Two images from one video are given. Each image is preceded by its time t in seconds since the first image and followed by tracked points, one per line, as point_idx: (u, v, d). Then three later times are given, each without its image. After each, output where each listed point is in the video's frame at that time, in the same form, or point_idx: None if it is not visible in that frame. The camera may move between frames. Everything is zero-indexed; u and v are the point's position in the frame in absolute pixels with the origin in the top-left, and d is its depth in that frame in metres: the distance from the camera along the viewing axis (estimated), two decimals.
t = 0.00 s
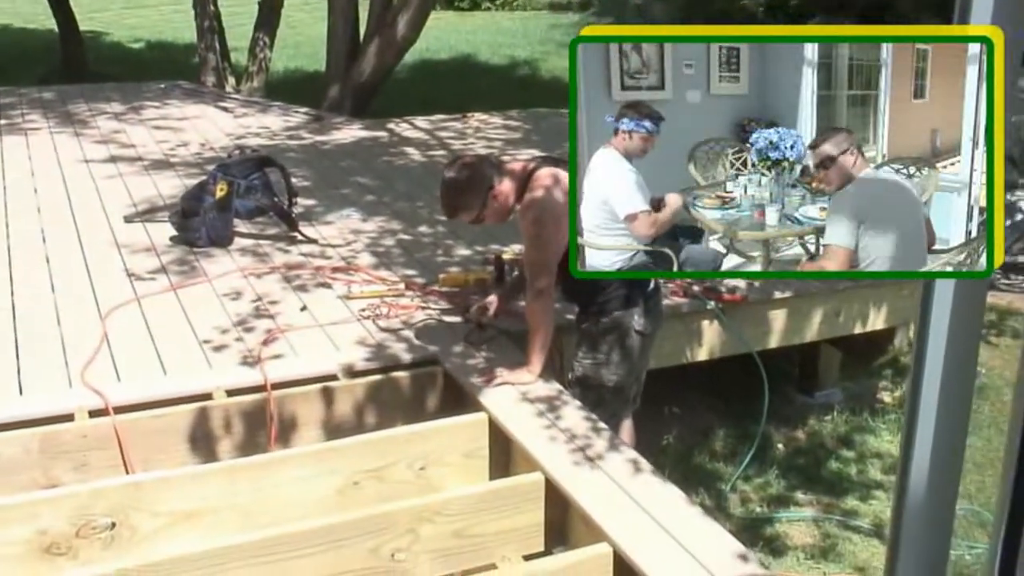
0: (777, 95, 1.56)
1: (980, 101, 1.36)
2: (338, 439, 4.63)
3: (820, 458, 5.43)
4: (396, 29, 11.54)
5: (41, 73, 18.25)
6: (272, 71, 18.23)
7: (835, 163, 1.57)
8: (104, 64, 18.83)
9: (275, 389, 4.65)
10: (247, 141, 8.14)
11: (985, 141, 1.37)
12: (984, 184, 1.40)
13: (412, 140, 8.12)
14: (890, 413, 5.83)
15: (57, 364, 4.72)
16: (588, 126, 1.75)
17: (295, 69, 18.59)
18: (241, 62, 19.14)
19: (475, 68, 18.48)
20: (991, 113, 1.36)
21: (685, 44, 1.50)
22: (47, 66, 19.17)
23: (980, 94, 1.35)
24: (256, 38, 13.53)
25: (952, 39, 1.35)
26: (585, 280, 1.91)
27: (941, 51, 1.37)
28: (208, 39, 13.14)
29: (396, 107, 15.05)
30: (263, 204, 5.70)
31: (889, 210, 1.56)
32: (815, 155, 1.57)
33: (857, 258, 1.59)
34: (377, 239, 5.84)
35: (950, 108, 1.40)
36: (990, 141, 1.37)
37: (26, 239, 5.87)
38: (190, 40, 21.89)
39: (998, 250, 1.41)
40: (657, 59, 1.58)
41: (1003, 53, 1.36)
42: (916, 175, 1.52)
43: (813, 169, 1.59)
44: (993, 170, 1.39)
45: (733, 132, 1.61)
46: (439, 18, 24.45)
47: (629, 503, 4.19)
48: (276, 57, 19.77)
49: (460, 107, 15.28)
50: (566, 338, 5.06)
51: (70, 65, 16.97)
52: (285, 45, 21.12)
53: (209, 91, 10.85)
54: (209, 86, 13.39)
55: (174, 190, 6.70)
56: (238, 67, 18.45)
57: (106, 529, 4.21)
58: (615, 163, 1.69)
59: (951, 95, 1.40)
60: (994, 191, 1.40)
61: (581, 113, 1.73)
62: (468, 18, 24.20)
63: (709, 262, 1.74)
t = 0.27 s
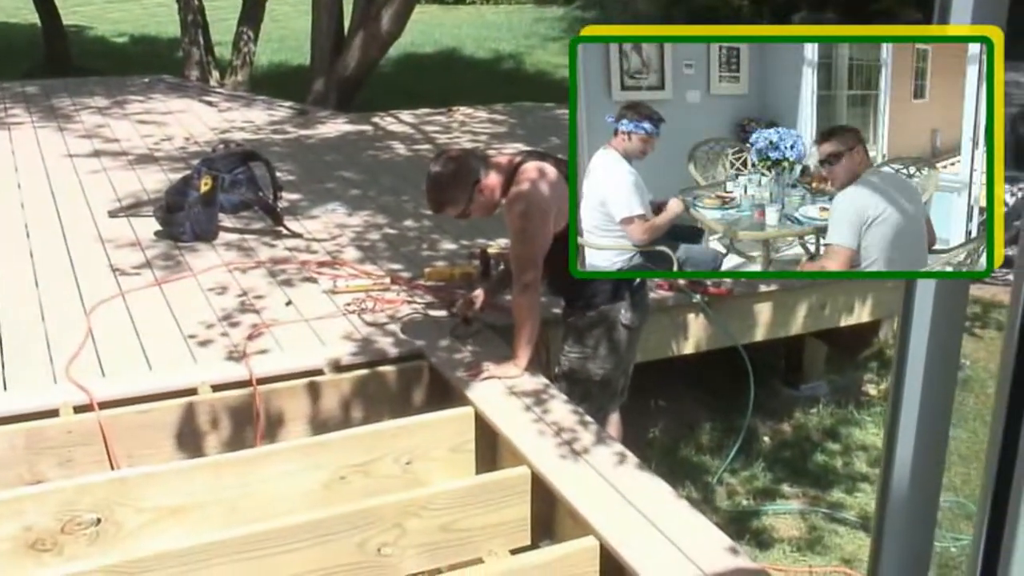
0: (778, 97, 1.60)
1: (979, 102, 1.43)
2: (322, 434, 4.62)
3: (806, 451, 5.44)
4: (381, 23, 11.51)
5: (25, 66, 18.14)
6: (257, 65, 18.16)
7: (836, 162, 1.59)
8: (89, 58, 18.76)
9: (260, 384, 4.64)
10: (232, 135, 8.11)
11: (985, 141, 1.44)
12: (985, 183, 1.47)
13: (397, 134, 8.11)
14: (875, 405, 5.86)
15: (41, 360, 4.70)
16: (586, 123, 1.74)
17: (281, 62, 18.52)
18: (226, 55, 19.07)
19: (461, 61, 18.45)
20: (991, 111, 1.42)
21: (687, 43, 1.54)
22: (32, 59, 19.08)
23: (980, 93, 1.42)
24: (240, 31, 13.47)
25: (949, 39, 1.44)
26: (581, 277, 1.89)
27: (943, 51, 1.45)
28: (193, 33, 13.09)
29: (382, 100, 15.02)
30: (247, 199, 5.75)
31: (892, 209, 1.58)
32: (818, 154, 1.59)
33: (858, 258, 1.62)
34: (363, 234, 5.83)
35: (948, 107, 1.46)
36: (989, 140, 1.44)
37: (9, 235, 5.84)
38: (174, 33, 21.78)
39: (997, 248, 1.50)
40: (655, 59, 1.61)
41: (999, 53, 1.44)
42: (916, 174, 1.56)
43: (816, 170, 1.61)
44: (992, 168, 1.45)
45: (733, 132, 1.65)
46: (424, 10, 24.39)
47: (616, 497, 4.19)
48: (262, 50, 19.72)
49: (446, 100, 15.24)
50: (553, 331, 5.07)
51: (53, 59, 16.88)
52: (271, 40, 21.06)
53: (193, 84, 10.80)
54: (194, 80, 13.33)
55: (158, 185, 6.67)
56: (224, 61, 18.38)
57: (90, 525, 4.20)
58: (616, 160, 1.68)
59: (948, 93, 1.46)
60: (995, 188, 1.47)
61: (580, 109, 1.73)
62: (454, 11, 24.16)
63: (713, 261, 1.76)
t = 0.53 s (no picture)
0: (777, 91, 1.44)
1: (979, 102, 1.29)
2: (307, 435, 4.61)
3: (790, 449, 5.46)
4: (364, 24, 11.52)
5: (7, 66, 18.12)
6: (240, 65, 18.15)
7: (840, 161, 1.42)
8: (69, 57, 18.74)
9: (243, 384, 4.63)
10: (214, 135, 8.10)
11: (985, 141, 1.30)
12: (985, 182, 1.33)
13: (380, 134, 8.11)
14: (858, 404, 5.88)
15: (24, 362, 4.67)
16: (586, 124, 1.60)
17: (263, 62, 18.53)
18: (208, 55, 19.06)
19: (443, 60, 18.47)
20: (991, 110, 1.29)
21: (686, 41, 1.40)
22: (13, 60, 19.05)
23: (980, 95, 1.28)
24: (223, 32, 13.46)
25: (947, 39, 1.30)
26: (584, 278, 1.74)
27: (940, 53, 1.30)
28: (175, 34, 13.09)
29: (363, 99, 15.03)
30: (231, 200, 5.69)
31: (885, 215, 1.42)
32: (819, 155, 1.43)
33: (859, 259, 1.46)
34: (346, 234, 5.82)
35: (951, 107, 1.31)
36: (990, 140, 1.30)
37: None
38: (154, 32, 21.77)
39: (999, 248, 1.34)
40: (657, 60, 1.48)
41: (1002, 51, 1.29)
42: (916, 175, 1.38)
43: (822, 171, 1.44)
44: (993, 167, 1.32)
45: (733, 132, 1.50)
46: (406, 10, 24.43)
47: (601, 497, 4.18)
48: (243, 50, 19.71)
49: (428, 99, 15.26)
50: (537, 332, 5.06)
51: (35, 60, 16.86)
52: (252, 39, 21.05)
53: (176, 84, 10.79)
54: (177, 80, 13.31)
55: (141, 186, 6.66)
56: (206, 61, 18.38)
57: (74, 528, 4.18)
58: (618, 165, 1.53)
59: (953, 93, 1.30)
60: (996, 188, 1.33)
61: (579, 109, 1.59)
62: (434, 11, 24.19)
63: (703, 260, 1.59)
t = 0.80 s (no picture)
0: (778, 91, 1.55)
1: (978, 102, 1.41)
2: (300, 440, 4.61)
3: (784, 453, 5.46)
4: (358, 27, 11.51)
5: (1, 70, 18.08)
6: (234, 69, 18.12)
7: (838, 160, 1.54)
8: (61, 62, 18.71)
9: (238, 389, 4.63)
10: (208, 139, 8.09)
11: (984, 140, 1.42)
12: (984, 182, 1.45)
13: (374, 138, 8.11)
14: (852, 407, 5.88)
15: (18, 366, 4.67)
16: (586, 127, 1.70)
17: (257, 66, 18.51)
18: (202, 60, 19.03)
19: (438, 64, 18.45)
20: (990, 106, 1.40)
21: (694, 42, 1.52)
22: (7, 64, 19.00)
23: (979, 94, 1.40)
24: (217, 36, 13.43)
25: (948, 40, 1.43)
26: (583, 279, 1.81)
27: (941, 51, 1.43)
28: (168, 38, 13.07)
29: (358, 104, 15.01)
30: (225, 204, 5.70)
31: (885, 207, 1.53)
32: (820, 156, 1.55)
33: (858, 259, 1.57)
34: (341, 238, 5.82)
35: (950, 106, 1.43)
36: (989, 140, 1.42)
37: None
38: (148, 37, 21.73)
39: (996, 246, 1.46)
40: (656, 59, 1.58)
41: (998, 56, 1.42)
42: (917, 175, 1.52)
43: (819, 169, 1.56)
44: (991, 167, 1.44)
45: (733, 132, 1.61)
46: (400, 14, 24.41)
47: (596, 501, 4.18)
48: (237, 54, 19.69)
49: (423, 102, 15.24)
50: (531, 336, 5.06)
51: (29, 64, 16.83)
52: (245, 43, 21.02)
53: (169, 89, 10.78)
54: (170, 83, 13.28)
55: (134, 190, 6.65)
56: (201, 66, 18.35)
57: (68, 532, 4.18)
58: (618, 166, 1.63)
59: (950, 92, 1.43)
60: (994, 189, 1.45)
61: (580, 111, 1.69)
62: (429, 16, 24.17)
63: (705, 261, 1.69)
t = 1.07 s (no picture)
0: (777, 90, 1.49)
1: (979, 102, 1.36)
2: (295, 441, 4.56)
3: (784, 455, 5.41)
4: (354, 23, 11.46)
5: None
6: (228, 65, 18.06)
7: (837, 160, 1.48)
8: (55, 59, 18.66)
9: (232, 389, 4.58)
10: (202, 137, 8.05)
11: (985, 140, 1.37)
12: (985, 183, 1.39)
13: (370, 136, 8.06)
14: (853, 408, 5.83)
15: (10, 365, 4.62)
16: (585, 125, 1.61)
17: (251, 62, 18.44)
18: (196, 57, 18.96)
19: (434, 60, 18.39)
20: (993, 102, 1.36)
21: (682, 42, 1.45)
22: None
23: (981, 94, 1.35)
24: (211, 33, 13.36)
25: (951, 39, 1.38)
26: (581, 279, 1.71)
27: (942, 51, 1.38)
28: (160, 34, 13.01)
29: (353, 100, 14.96)
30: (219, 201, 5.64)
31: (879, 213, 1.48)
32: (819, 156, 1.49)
33: (858, 259, 1.50)
34: (336, 236, 5.77)
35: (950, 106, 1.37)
36: (991, 139, 1.37)
37: None
38: (141, 33, 21.65)
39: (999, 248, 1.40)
40: (656, 59, 1.50)
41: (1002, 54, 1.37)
42: (915, 175, 1.45)
43: (817, 170, 1.51)
44: (995, 166, 1.38)
45: (733, 132, 1.53)
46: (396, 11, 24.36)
47: (593, 503, 4.14)
48: (230, 51, 19.65)
49: (419, 100, 15.18)
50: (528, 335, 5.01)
51: (22, 61, 16.77)
52: (239, 41, 21.00)
53: (162, 84, 10.73)
54: (164, 80, 13.23)
55: (127, 187, 6.61)
56: (194, 63, 18.29)
57: (60, 534, 4.12)
58: (619, 164, 1.54)
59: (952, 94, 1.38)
60: (996, 189, 1.39)
61: (578, 108, 1.59)
62: (425, 15, 24.12)
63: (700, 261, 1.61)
